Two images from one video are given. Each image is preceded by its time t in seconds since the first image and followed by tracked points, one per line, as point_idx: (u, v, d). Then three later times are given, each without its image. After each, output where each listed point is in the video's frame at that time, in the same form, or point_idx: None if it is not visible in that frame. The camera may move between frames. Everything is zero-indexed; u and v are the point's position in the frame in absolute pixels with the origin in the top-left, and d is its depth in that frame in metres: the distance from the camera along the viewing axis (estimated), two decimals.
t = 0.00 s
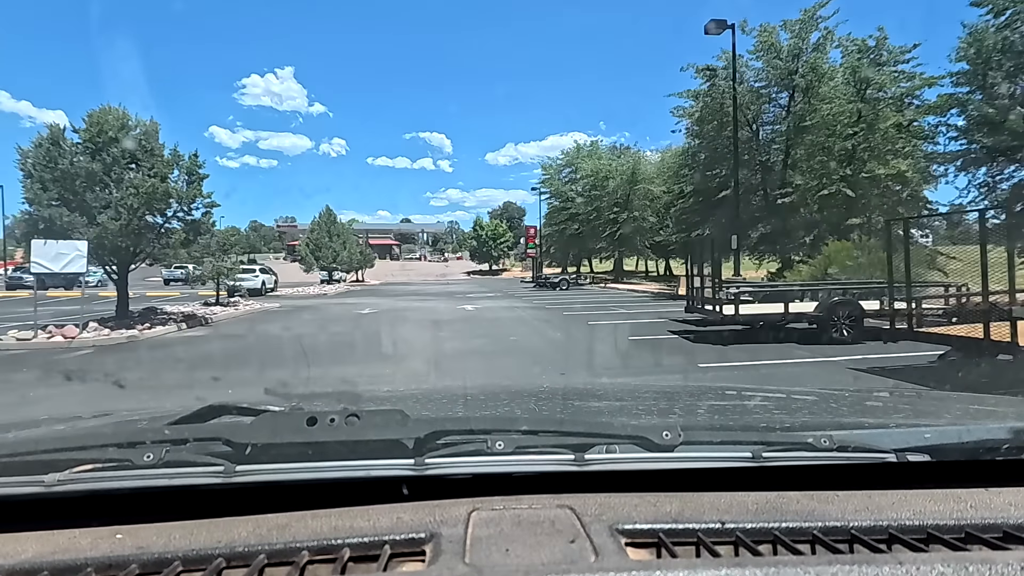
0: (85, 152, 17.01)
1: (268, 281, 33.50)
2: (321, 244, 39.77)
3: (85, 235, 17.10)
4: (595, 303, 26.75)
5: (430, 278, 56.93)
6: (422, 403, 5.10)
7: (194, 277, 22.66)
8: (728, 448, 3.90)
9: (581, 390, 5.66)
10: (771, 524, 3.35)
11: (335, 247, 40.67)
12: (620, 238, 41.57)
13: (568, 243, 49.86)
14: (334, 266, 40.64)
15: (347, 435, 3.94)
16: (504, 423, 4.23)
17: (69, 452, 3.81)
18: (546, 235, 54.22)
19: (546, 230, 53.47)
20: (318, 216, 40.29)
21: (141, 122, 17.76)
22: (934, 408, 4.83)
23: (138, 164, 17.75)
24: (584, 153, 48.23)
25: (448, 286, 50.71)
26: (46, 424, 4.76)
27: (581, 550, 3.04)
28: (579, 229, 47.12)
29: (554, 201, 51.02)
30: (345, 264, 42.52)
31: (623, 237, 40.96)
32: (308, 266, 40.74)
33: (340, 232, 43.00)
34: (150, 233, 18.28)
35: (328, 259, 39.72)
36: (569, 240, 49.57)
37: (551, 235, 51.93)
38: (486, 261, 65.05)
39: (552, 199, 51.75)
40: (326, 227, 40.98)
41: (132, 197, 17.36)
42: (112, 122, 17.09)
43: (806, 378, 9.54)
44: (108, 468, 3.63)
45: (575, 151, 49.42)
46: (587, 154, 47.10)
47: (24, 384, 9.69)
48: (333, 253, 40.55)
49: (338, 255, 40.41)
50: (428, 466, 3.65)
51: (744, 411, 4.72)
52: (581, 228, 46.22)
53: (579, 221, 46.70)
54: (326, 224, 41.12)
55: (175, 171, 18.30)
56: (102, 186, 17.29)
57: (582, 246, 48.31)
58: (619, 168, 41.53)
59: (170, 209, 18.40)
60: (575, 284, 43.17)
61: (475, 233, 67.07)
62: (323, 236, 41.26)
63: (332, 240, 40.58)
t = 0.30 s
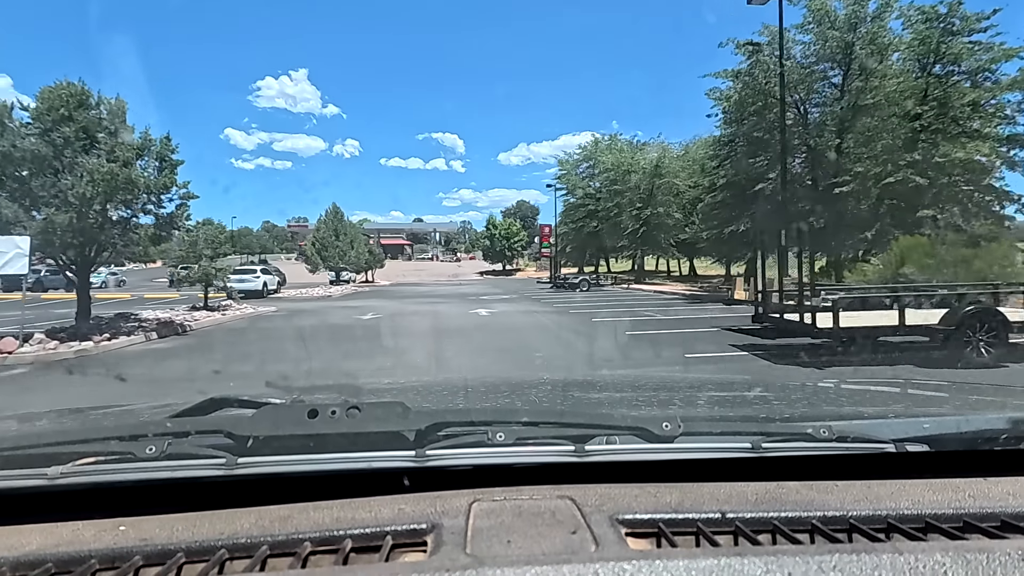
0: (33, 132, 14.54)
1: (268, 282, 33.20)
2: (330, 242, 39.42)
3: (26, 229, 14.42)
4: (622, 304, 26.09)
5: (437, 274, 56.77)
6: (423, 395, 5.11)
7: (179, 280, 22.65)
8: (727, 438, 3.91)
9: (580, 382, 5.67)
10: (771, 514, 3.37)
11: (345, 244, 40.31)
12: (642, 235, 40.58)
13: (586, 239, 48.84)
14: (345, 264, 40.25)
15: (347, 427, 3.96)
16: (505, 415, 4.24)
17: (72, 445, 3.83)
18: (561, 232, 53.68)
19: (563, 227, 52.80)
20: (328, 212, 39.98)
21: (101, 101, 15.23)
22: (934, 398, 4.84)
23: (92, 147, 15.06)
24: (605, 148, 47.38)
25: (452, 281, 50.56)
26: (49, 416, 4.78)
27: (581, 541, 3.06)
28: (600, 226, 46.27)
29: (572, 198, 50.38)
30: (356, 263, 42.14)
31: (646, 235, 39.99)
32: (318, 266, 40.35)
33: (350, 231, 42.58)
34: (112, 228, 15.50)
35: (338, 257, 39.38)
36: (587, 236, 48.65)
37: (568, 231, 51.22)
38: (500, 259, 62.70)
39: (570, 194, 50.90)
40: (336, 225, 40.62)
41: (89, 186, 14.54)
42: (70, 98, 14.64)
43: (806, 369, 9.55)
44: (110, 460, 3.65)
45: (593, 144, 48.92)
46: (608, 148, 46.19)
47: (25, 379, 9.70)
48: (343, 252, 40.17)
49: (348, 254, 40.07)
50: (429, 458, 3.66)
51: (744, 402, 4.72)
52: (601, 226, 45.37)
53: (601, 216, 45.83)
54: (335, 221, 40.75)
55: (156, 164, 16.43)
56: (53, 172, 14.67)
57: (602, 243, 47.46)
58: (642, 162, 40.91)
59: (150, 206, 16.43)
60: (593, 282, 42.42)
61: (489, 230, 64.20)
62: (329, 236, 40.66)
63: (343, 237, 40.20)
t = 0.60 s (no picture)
0: None
1: (269, 285, 32.71)
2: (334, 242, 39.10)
3: None
4: (650, 306, 25.09)
5: (441, 274, 56.74)
6: (423, 395, 5.10)
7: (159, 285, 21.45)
8: (728, 439, 3.90)
9: (581, 381, 5.67)
10: (772, 514, 3.37)
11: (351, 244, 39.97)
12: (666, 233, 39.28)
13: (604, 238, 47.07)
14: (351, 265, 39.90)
15: (347, 426, 3.95)
16: (505, 415, 4.24)
17: (72, 444, 3.82)
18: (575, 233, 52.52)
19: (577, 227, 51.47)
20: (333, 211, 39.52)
21: (44, 72, 13.02)
22: (935, 397, 4.84)
23: (29, 124, 12.62)
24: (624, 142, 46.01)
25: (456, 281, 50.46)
26: (49, 416, 4.78)
27: (581, 541, 3.06)
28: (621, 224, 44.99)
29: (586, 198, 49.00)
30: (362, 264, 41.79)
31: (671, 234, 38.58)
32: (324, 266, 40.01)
33: (356, 231, 42.17)
34: (53, 222, 13.06)
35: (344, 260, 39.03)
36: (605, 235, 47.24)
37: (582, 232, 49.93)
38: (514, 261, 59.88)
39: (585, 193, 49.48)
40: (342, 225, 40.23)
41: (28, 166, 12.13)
42: (6, 65, 12.42)
43: (806, 369, 9.53)
44: (111, 460, 3.64)
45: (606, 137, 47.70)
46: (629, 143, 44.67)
47: (25, 379, 9.65)
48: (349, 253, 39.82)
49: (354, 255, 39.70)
50: (429, 457, 3.66)
51: (745, 402, 4.71)
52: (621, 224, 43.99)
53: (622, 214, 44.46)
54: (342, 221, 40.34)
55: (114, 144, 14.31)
56: None
57: (621, 242, 46.28)
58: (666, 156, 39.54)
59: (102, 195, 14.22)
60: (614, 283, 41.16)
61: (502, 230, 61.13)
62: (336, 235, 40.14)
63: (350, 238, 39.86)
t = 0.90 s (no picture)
0: None
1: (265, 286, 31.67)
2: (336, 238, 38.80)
3: None
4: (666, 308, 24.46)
5: (448, 275, 56.70)
6: (425, 395, 5.10)
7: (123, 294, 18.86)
8: (731, 438, 3.90)
9: (582, 380, 5.68)
10: (775, 513, 3.36)
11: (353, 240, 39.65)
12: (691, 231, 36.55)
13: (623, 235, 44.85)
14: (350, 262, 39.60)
15: (349, 428, 3.95)
16: (506, 415, 4.24)
17: (76, 447, 3.83)
18: (589, 232, 50.67)
19: (591, 225, 49.65)
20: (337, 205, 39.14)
21: None
22: (938, 396, 4.83)
23: None
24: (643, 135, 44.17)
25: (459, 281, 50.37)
26: (49, 418, 4.79)
27: (584, 540, 3.06)
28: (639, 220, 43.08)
29: (601, 195, 47.18)
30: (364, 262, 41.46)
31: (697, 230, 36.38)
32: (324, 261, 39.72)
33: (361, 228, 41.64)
34: None
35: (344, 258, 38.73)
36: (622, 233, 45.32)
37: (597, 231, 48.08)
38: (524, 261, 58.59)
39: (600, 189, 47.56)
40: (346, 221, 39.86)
41: None
42: None
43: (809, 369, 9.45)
44: (113, 462, 3.65)
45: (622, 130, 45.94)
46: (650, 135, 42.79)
47: (26, 382, 9.59)
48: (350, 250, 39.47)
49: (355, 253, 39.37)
50: (431, 458, 3.65)
51: (746, 401, 4.70)
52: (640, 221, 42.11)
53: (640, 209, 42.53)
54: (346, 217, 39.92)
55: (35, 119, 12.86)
56: None
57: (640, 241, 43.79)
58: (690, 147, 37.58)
59: (13, 177, 12.58)
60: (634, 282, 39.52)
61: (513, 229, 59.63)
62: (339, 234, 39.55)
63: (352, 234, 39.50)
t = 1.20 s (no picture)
0: None
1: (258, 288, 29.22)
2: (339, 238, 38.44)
3: None
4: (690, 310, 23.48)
5: (457, 275, 56.76)
6: (430, 396, 5.10)
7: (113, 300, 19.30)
8: (737, 439, 3.88)
9: (586, 381, 5.67)
10: (781, 515, 3.35)
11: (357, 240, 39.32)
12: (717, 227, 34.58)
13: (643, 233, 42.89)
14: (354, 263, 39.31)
15: (354, 428, 3.95)
16: (512, 416, 4.24)
17: (83, 447, 3.84)
18: (606, 232, 48.94)
19: (608, 223, 48.01)
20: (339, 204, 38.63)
21: None
22: (945, 396, 4.81)
23: None
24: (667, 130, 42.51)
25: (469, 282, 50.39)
26: (55, 419, 4.80)
27: (589, 542, 3.05)
28: (660, 218, 41.42)
29: (621, 192, 45.49)
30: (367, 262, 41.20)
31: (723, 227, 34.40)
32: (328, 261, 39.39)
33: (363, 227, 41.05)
34: None
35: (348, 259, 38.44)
36: (641, 231, 43.66)
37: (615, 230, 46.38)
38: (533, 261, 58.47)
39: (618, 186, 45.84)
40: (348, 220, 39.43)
41: None
42: None
43: (815, 369, 9.41)
44: (120, 462, 3.66)
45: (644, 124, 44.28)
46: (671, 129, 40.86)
47: (36, 383, 9.60)
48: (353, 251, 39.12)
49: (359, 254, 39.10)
50: (436, 458, 3.65)
51: (752, 403, 4.69)
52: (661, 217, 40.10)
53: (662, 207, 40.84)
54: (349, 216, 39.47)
55: None
56: None
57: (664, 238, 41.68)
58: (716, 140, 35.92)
59: None
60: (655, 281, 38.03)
61: (523, 229, 59.53)
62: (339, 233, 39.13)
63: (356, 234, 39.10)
